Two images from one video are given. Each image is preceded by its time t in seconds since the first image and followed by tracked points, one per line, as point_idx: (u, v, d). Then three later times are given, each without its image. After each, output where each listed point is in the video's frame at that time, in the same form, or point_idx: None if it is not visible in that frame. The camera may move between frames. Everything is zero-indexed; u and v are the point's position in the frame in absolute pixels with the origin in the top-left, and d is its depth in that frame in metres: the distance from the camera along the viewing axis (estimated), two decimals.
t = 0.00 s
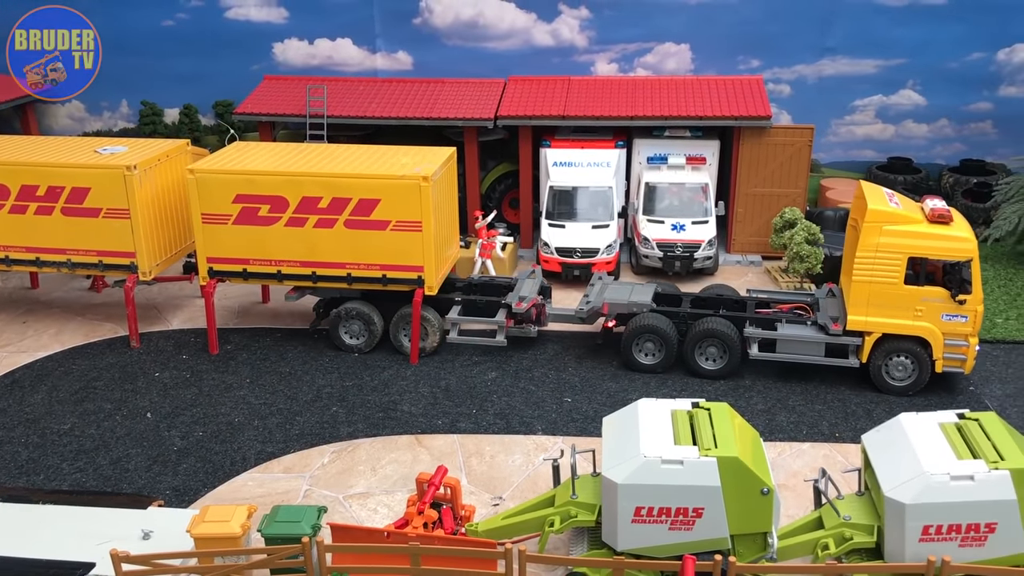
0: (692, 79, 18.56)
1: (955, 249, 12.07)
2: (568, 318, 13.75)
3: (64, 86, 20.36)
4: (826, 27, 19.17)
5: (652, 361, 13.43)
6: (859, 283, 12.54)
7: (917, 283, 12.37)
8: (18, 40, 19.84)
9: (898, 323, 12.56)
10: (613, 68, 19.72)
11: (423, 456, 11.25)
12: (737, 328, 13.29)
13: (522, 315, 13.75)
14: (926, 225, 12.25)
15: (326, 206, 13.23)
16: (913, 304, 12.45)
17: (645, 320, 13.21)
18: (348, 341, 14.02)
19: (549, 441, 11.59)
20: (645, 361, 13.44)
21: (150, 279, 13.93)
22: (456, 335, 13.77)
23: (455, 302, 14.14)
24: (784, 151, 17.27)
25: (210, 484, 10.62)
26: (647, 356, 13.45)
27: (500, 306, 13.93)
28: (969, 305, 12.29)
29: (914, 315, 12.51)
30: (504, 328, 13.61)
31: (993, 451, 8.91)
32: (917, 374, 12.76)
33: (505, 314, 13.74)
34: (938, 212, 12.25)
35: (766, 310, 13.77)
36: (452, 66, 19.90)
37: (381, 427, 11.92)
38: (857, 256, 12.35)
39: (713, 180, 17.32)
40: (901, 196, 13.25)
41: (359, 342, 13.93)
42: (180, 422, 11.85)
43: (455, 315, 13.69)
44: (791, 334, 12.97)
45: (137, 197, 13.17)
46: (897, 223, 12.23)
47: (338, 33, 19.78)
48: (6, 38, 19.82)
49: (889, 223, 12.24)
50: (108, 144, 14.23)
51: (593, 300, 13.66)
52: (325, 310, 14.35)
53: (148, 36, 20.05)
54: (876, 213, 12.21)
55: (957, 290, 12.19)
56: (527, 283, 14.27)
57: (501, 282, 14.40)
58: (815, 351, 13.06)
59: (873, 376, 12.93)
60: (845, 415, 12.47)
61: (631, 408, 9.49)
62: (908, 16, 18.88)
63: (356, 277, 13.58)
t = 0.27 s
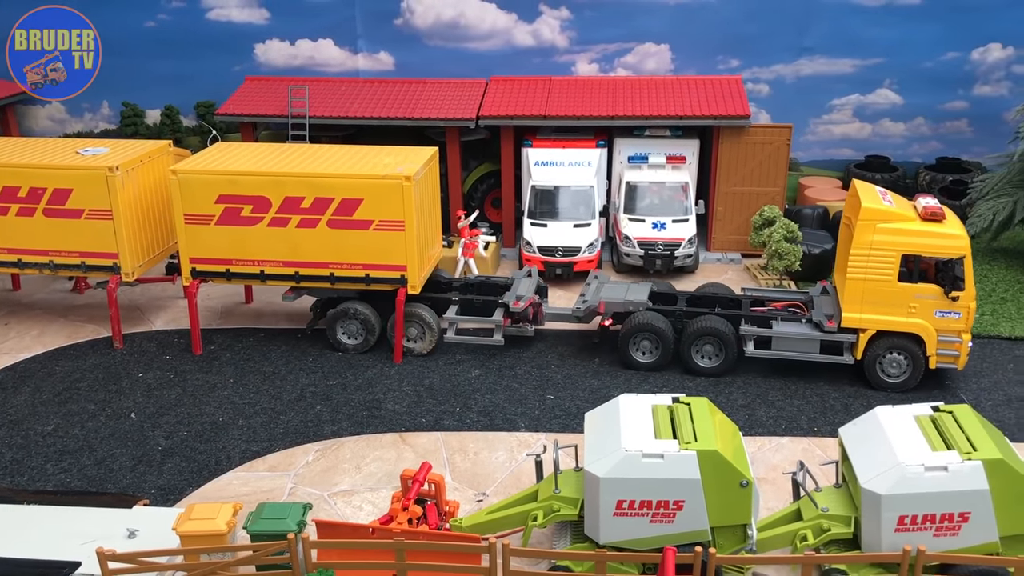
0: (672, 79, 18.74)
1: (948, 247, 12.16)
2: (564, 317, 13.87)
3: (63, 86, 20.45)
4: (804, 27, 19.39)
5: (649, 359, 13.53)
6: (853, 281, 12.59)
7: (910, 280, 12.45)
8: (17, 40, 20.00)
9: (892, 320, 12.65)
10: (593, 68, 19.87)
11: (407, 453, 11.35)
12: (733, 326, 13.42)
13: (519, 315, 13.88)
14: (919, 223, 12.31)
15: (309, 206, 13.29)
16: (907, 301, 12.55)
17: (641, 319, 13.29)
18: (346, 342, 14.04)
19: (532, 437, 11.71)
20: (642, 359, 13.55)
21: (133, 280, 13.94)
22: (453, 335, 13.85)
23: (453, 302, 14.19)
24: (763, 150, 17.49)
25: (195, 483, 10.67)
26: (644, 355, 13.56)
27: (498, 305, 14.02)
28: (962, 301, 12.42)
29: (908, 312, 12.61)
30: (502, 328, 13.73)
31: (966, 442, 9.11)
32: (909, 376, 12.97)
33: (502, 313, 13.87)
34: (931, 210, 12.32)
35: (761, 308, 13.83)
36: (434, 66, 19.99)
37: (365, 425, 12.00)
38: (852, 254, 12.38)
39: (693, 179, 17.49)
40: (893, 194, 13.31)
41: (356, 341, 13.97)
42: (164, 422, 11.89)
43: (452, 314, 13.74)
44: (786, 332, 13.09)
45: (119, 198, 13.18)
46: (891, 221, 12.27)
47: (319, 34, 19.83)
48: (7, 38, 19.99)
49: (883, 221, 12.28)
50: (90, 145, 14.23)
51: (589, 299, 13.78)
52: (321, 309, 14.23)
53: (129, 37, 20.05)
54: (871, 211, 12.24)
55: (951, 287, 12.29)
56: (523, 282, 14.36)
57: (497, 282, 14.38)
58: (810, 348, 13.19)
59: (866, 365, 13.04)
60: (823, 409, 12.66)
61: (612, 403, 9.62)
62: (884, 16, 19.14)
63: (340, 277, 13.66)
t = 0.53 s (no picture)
0: (653, 80, 18.92)
1: (941, 247, 12.30)
2: (562, 318, 13.98)
3: (63, 86, 20.51)
4: (783, 28, 19.61)
5: (646, 359, 13.66)
6: (848, 280, 12.76)
7: (904, 280, 12.61)
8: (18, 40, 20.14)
9: (887, 319, 12.81)
10: (576, 70, 20.03)
11: (393, 453, 11.43)
12: (729, 326, 13.56)
13: (517, 315, 13.95)
14: (913, 223, 12.47)
15: (293, 208, 13.35)
16: (901, 300, 12.70)
17: (639, 320, 13.42)
18: (345, 344, 14.14)
19: (517, 436, 11.82)
20: (639, 359, 13.67)
21: (117, 283, 13.95)
22: (451, 336, 13.89)
23: (451, 303, 14.24)
24: (744, 151, 17.69)
25: (182, 484, 10.71)
26: (641, 355, 13.69)
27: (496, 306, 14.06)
28: (955, 300, 12.57)
29: (902, 311, 12.76)
30: (500, 329, 13.78)
31: (942, 436, 9.28)
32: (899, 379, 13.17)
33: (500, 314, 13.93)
34: (925, 210, 12.48)
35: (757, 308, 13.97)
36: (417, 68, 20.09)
37: (351, 426, 12.08)
38: (847, 253, 12.54)
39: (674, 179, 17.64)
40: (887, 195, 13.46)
41: (355, 343, 14.06)
42: (150, 424, 11.93)
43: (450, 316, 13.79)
44: (783, 331, 13.22)
45: (103, 201, 13.19)
46: (885, 221, 12.43)
47: (302, 36, 19.89)
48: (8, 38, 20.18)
49: (877, 221, 12.45)
50: (74, 148, 14.24)
51: (587, 300, 13.88)
52: (319, 312, 14.47)
53: (112, 40, 20.07)
54: (865, 211, 12.41)
55: (945, 286, 12.44)
56: (521, 283, 14.42)
57: (494, 283, 14.45)
58: (806, 347, 13.32)
59: (861, 359, 13.18)
60: (804, 406, 12.84)
61: (597, 401, 9.74)
62: (862, 18, 19.38)
63: (324, 278, 13.73)
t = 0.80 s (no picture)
0: (635, 83, 19.09)
1: (933, 248, 12.45)
2: (559, 320, 14.07)
3: (63, 86, 20.46)
4: (763, 31, 19.83)
5: (641, 360, 13.80)
6: (841, 281, 12.88)
7: (897, 280, 12.75)
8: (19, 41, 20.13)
9: (880, 319, 12.96)
10: (558, 72, 20.19)
11: (379, 455, 11.53)
12: (724, 327, 13.70)
13: (514, 317, 14.00)
14: (905, 224, 12.61)
15: (278, 211, 13.42)
16: (894, 300, 12.84)
17: (634, 321, 13.55)
18: (342, 347, 14.19)
19: (502, 437, 11.94)
20: (635, 360, 13.82)
21: (102, 287, 13.97)
22: (447, 338, 13.91)
23: (447, 306, 14.28)
24: (724, 152, 17.86)
25: (169, 487, 10.77)
26: (637, 356, 13.83)
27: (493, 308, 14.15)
28: (947, 300, 12.72)
29: (895, 311, 12.91)
30: (497, 331, 13.82)
31: (919, 434, 9.48)
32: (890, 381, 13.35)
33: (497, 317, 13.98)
34: (917, 211, 12.62)
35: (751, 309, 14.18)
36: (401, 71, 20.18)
37: (337, 428, 12.17)
38: (841, 254, 12.65)
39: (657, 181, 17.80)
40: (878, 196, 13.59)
41: (352, 346, 14.12)
42: (136, 427, 11.97)
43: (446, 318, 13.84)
44: (776, 332, 13.40)
45: (88, 206, 13.21)
46: (878, 222, 12.55)
47: (285, 40, 19.94)
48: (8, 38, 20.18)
49: (871, 222, 12.56)
50: (57, 152, 14.25)
51: (583, 301, 13.99)
52: (315, 315, 14.63)
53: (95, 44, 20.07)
54: (859, 213, 12.52)
55: (936, 286, 12.60)
56: (516, 285, 14.47)
57: (490, 286, 14.59)
58: (800, 347, 13.48)
59: (854, 359, 13.33)
60: (785, 405, 13.03)
61: (581, 401, 9.86)
62: (841, 20, 19.61)
63: (309, 281, 13.80)
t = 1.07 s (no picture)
0: (615, 88, 19.29)
1: (923, 250, 12.72)
2: (555, 325, 14.23)
3: (61, 86, 20.43)
4: (741, 36, 20.08)
5: (637, 364, 14.00)
6: (834, 284, 13.15)
7: (888, 283, 13.01)
8: (10, 44, 20.03)
9: (872, 322, 13.19)
10: (539, 78, 20.36)
11: (364, 460, 11.64)
12: (718, 331, 13.89)
13: (509, 322, 14.13)
14: (896, 228, 12.90)
15: (261, 218, 13.50)
16: (885, 303, 13.09)
17: (629, 325, 13.75)
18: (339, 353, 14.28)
19: (486, 441, 12.08)
20: (631, 364, 14.01)
21: (86, 295, 14.00)
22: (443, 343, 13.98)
23: (443, 311, 14.37)
24: (703, 157, 18.09)
25: (155, 494, 10.83)
26: (632, 360, 14.02)
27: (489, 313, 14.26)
28: (938, 302, 12.95)
29: (886, 313, 13.14)
30: (493, 335, 13.93)
31: (894, 435, 9.71)
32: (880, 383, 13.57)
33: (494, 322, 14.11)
34: (907, 215, 12.91)
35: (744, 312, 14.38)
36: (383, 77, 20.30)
37: (322, 433, 12.26)
38: (833, 258, 12.94)
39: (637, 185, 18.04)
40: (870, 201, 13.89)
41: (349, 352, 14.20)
42: (122, 435, 12.02)
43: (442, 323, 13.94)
44: (770, 335, 13.59)
45: (71, 214, 13.25)
46: (868, 226, 12.85)
47: (267, 46, 20.02)
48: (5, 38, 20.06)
49: (861, 226, 12.86)
50: (40, 160, 14.27)
51: (578, 306, 14.17)
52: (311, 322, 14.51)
53: (76, 51, 20.08)
54: (850, 217, 12.82)
55: (927, 288, 12.84)
56: (511, 290, 14.61)
57: (485, 291, 14.71)
58: (794, 350, 13.67)
59: (847, 361, 13.52)
60: (764, 407, 13.24)
61: (565, 405, 10.02)
62: (816, 26, 19.89)
63: (293, 287, 13.88)
